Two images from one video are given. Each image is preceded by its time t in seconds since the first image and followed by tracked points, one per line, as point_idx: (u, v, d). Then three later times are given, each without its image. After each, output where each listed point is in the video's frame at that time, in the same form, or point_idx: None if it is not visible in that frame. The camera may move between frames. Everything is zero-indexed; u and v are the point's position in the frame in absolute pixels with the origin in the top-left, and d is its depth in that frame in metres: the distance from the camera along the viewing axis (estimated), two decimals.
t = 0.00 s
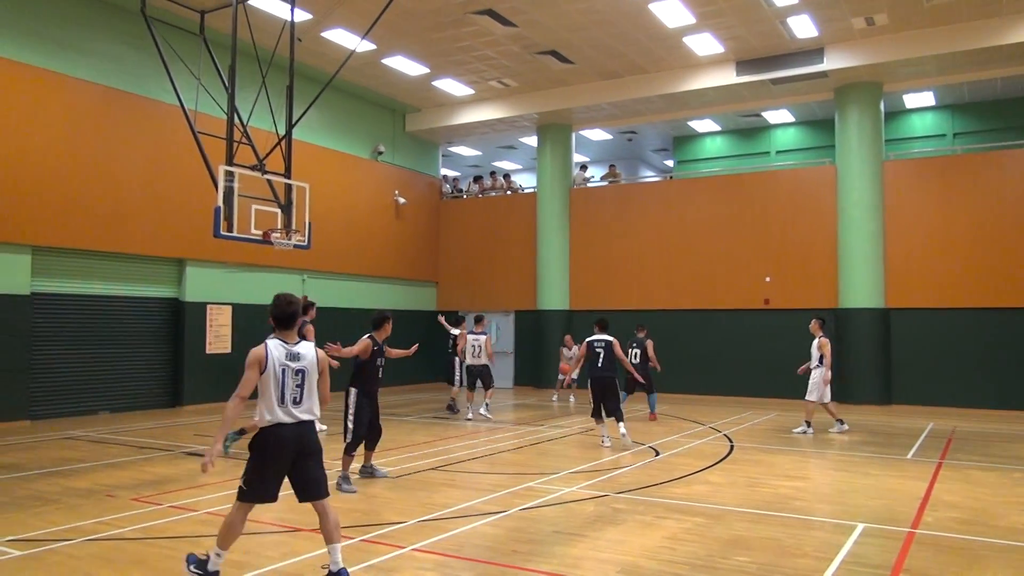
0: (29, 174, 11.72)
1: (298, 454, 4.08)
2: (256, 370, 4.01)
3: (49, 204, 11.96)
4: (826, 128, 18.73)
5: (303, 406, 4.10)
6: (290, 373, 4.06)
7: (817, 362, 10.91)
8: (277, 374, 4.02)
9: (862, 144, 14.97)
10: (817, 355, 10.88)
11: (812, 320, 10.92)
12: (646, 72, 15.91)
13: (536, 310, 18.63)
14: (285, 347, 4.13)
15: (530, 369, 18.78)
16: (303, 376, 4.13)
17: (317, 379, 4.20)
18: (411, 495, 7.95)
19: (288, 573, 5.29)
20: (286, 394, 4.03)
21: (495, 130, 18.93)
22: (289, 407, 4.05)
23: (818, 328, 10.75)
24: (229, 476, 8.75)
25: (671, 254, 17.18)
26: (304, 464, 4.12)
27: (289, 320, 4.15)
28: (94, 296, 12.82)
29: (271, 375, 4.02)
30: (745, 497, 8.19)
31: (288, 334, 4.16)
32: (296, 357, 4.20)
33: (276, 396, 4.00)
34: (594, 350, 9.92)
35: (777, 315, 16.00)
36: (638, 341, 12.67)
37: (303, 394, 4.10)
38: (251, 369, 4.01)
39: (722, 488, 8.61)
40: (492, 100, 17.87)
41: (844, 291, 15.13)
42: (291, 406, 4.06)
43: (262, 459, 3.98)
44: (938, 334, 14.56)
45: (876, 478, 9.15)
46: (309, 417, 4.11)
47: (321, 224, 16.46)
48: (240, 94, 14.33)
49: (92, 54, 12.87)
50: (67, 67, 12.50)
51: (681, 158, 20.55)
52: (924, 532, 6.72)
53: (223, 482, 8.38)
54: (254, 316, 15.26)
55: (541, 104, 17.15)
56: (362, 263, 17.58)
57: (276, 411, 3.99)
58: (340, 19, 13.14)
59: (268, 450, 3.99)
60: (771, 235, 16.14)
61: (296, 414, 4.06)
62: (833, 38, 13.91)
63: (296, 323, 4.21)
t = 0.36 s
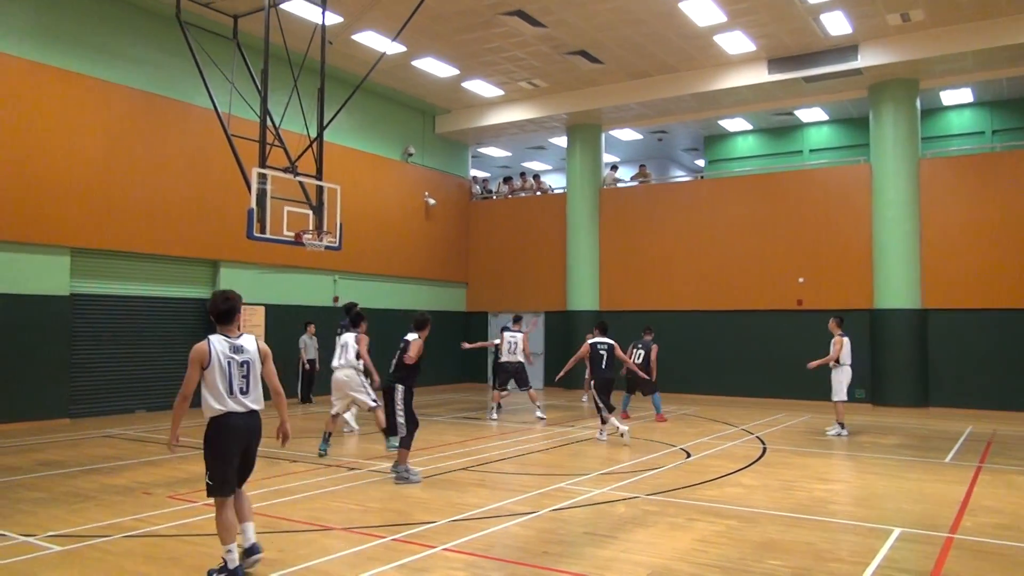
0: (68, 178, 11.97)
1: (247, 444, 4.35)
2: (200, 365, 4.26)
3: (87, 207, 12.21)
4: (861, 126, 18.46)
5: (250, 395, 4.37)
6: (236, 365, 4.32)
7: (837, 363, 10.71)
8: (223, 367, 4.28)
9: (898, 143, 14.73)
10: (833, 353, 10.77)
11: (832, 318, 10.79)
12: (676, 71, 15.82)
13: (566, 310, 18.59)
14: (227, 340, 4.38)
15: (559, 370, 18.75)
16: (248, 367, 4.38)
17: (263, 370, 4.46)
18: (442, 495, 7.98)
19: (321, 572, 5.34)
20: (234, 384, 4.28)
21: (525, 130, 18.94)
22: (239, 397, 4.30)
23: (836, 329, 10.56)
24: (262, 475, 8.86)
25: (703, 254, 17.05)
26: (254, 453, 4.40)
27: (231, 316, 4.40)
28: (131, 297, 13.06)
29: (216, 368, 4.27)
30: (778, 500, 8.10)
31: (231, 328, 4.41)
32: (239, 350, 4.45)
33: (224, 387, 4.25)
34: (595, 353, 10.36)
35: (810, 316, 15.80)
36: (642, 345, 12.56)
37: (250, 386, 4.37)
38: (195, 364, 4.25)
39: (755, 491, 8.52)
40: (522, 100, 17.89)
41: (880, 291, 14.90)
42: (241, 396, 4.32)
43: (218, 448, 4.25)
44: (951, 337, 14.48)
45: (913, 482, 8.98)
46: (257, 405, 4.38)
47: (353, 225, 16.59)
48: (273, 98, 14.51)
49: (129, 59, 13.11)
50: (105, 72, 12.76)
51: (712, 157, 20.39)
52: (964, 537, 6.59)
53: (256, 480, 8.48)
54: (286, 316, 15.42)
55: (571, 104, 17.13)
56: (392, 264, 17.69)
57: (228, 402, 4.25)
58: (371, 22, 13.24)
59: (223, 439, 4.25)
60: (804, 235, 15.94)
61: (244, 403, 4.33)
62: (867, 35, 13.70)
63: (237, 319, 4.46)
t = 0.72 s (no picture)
0: (114, 181, 12.25)
1: (207, 448, 4.65)
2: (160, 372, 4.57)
3: (133, 210, 12.49)
4: (904, 123, 18.11)
5: (206, 401, 4.63)
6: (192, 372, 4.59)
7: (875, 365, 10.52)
8: (180, 374, 4.57)
9: (942, 140, 14.42)
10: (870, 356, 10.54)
11: (868, 321, 10.53)
12: (714, 70, 15.67)
13: (602, 311, 18.52)
14: (189, 351, 4.67)
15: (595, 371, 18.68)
16: (206, 375, 4.64)
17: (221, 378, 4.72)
18: (479, 496, 8.01)
19: (362, 570, 5.39)
20: (188, 391, 4.56)
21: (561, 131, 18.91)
22: (195, 402, 4.59)
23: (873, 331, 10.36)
24: (301, 473, 8.97)
25: (742, 254, 16.87)
26: (215, 456, 4.69)
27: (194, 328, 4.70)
28: (174, 298, 13.33)
29: (173, 375, 4.57)
30: (819, 503, 7.98)
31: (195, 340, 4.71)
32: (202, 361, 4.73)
33: (180, 392, 4.55)
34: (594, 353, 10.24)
35: (851, 317, 15.54)
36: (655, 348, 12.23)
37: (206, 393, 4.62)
38: (156, 371, 4.58)
39: (796, 494, 8.40)
40: (558, 101, 17.87)
41: (925, 291, 14.59)
42: (196, 401, 4.59)
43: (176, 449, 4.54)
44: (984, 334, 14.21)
45: (959, 487, 8.78)
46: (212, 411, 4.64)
47: (390, 226, 16.73)
48: (312, 101, 14.71)
49: (172, 65, 13.38)
50: (149, 77, 13.04)
51: (751, 156, 20.17)
52: (1014, 545, 6.43)
53: (296, 479, 8.58)
54: (324, 317, 15.61)
55: (607, 104, 17.07)
56: (429, 264, 17.79)
57: (181, 406, 4.54)
58: (409, 24, 13.34)
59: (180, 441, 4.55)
60: (845, 234, 15.69)
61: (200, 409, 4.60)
62: (911, 30, 13.44)
63: (205, 333, 4.75)
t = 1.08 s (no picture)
0: (128, 184, 12.35)
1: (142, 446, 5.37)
2: (99, 392, 5.19)
3: (147, 212, 12.59)
4: (918, 122, 17.99)
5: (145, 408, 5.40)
6: (135, 384, 5.31)
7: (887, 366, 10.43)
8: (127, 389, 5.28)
9: (957, 139, 14.31)
10: (885, 358, 10.44)
11: (884, 320, 10.44)
12: (726, 69, 15.62)
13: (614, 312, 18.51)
14: (125, 367, 5.37)
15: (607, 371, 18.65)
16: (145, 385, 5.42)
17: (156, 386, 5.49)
18: (490, 496, 8.02)
19: (373, 569, 5.41)
20: (130, 401, 5.29)
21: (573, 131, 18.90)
22: (135, 409, 5.32)
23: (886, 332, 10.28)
24: (313, 473, 9.01)
25: (755, 255, 16.80)
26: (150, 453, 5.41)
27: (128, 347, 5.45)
28: (189, 300, 13.41)
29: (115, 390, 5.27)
30: (831, 505, 7.93)
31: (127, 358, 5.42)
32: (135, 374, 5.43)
33: (121, 402, 5.27)
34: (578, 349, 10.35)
35: (864, 317, 15.46)
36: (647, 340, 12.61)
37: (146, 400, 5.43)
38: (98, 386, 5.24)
39: (808, 496, 8.36)
40: (569, 101, 17.86)
41: (939, 292, 14.50)
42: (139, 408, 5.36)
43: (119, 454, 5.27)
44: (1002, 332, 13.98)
45: (974, 489, 8.70)
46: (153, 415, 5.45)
47: (402, 227, 16.78)
48: (324, 102, 14.78)
49: (186, 67, 13.47)
50: (163, 80, 13.13)
51: (764, 156, 20.10)
52: None
53: (307, 479, 8.62)
54: (336, 317, 15.68)
55: (618, 104, 17.04)
56: (441, 265, 17.83)
57: (125, 414, 5.26)
58: (420, 25, 13.37)
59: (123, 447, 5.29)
60: (859, 234, 15.60)
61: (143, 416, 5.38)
62: (926, 28, 13.34)
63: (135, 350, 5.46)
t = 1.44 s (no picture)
0: (142, 185, 12.43)
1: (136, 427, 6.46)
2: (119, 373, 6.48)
3: (162, 213, 12.68)
4: (934, 121, 17.86)
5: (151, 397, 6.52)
6: (143, 374, 6.47)
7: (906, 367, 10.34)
8: (133, 373, 6.44)
9: (974, 138, 14.20)
10: (905, 358, 10.39)
11: (902, 320, 10.39)
12: (740, 68, 15.55)
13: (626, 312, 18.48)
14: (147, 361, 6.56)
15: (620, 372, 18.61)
16: (155, 375, 6.52)
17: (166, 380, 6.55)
18: (504, 496, 8.02)
19: (387, 568, 5.44)
20: (133, 386, 6.46)
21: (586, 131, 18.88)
22: (135, 395, 6.46)
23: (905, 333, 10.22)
24: (327, 473, 9.04)
25: (769, 255, 16.72)
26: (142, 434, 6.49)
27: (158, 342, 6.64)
28: (203, 299, 13.50)
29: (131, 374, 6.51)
30: (847, 506, 7.88)
31: (162, 354, 6.70)
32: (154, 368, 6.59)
33: (128, 386, 6.47)
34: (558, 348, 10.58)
35: (879, 317, 15.35)
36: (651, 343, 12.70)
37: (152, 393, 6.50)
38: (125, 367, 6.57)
39: (824, 497, 8.31)
40: (582, 101, 17.85)
41: (956, 292, 14.37)
42: (141, 394, 6.48)
43: (112, 425, 6.44)
44: None
45: (992, 491, 8.62)
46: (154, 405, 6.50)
47: (415, 227, 16.82)
48: (338, 103, 14.85)
49: (200, 69, 13.55)
50: (178, 81, 13.22)
51: (778, 156, 20.01)
52: None
53: (321, 478, 8.65)
54: (350, 317, 15.73)
55: (631, 104, 17.01)
56: (454, 265, 17.86)
57: (126, 395, 6.45)
58: (434, 26, 13.40)
59: (120, 420, 6.48)
60: (874, 234, 15.50)
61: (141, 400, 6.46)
62: (942, 26, 13.24)
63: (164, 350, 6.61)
